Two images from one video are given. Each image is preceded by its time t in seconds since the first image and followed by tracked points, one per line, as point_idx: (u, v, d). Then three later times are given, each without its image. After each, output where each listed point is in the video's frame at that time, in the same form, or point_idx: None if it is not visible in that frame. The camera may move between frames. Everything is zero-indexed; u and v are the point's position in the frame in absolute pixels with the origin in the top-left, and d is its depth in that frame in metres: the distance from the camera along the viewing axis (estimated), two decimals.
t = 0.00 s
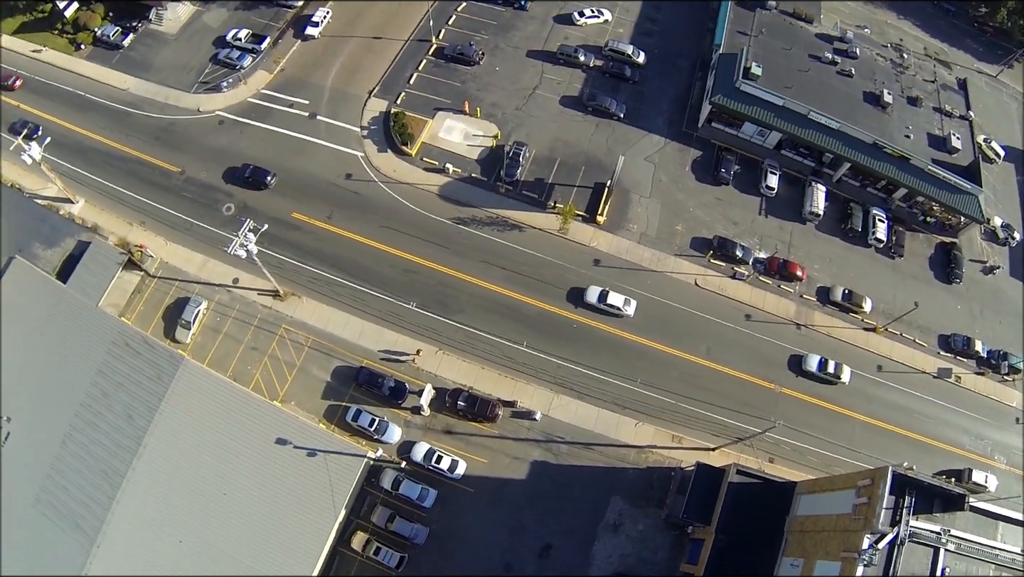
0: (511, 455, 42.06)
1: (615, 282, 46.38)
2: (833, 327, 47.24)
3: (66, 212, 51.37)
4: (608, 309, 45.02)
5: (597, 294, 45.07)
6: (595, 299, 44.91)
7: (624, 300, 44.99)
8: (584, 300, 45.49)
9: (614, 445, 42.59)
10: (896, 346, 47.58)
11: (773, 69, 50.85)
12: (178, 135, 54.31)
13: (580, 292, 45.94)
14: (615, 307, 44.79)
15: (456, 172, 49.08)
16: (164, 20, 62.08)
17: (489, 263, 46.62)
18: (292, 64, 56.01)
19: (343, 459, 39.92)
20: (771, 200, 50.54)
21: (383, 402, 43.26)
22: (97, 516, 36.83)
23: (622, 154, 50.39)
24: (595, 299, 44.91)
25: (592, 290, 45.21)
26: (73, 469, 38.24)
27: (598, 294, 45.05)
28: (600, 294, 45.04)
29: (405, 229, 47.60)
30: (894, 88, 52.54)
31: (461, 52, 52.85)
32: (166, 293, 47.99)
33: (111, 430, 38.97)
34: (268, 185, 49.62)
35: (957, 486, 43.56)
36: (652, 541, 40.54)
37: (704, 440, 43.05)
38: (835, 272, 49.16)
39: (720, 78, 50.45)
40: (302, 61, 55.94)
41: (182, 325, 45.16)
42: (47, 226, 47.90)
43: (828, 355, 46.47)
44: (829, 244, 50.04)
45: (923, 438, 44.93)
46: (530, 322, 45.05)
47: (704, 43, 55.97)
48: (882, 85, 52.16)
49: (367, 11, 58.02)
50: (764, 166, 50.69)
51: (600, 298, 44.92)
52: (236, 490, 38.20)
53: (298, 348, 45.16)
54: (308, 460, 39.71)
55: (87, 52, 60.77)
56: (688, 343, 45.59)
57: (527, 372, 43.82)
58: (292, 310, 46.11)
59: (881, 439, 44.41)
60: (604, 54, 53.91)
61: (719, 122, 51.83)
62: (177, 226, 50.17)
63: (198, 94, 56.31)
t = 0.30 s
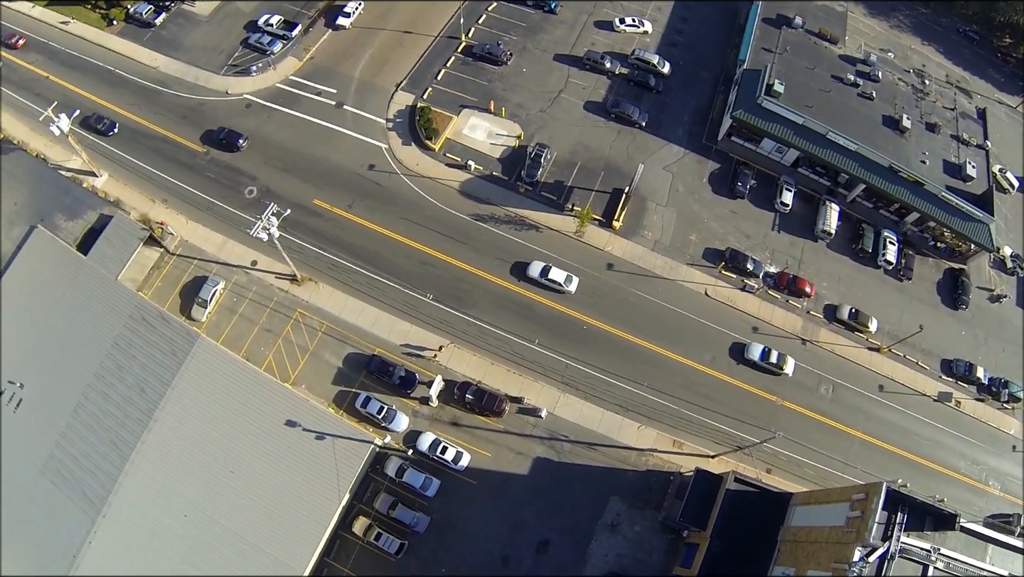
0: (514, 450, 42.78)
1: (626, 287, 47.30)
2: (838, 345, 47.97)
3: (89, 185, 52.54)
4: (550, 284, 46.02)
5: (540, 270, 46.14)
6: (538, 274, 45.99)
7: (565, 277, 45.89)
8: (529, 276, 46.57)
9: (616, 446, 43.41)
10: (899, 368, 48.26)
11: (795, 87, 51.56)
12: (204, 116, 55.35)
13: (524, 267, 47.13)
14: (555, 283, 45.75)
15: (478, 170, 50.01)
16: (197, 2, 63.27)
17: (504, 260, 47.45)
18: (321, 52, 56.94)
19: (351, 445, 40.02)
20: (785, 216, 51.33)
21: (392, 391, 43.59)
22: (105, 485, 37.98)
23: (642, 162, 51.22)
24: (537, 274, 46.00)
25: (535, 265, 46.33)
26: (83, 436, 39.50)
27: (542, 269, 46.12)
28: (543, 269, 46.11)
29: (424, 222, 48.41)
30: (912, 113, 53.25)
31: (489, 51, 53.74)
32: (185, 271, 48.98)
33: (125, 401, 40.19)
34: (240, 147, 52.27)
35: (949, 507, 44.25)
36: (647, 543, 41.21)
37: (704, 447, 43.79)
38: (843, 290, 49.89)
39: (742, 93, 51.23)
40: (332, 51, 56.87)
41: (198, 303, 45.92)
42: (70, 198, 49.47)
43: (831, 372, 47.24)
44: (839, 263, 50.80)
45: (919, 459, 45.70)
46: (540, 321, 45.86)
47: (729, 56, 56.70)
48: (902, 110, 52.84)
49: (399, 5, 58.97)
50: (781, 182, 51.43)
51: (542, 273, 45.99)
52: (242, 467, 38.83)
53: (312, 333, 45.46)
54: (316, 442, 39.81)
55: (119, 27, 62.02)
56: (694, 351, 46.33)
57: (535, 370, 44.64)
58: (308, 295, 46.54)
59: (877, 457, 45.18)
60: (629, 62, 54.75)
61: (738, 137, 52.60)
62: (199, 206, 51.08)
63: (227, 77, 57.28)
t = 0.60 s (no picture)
0: (517, 447, 43.88)
1: (623, 286, 48.38)
2: (831, 341, 49.17)
3: (93, 189, 53.33)
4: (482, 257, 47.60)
5: (472, 243, 47.70)
6: (469, 247, 47.57)
7: (497, 250, 47.44)
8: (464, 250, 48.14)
9: (616, 442, 44.56)
10: (891, 363, 49.46)
11: (788, 89, 52.64)
12: (206, 120, 56.08)
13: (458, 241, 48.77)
14: (487, 255, 47.32)
15: (478, 173, 50.96)
16: (197, 6, 63.92)
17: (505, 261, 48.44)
18: (322, 57, 57.74)
19: (358, 443, 41.00)
20: (778, 216, 52.47)
21: (397, 390, 44.57)
22: (115, 485, 39.00)
23: (639, 164, 52.28)
24: (469, 247, 47.59)
25: (468, 238, 47.93)
26: (93, 438, 40.48)
27: (474, 242, 47.68)
28: (475, 242, 47.68)
29: (425, 224, 49.33)
30: (903, 113, 54.40)
31: (488, 55, 54.63)
32: (190, 274, 49.82)
33: (133, 403, 41.12)
34: (195, 132, 54.84)
35: (939, 498, 45.49)
36: (647, 536, 42.39)
37: (700, 441, 45.03)
38: (836, 288, 51.06)
39: (737, 95, 52.30)
40: (332, 55, 57.67)
41: (204, 306, 46.74)
42: (74, 203, 50.36)
43: (824, 368, 48.41)
44: (831, 261, 51.97)
45: (910, 452, 46.91)
46: (540, 320, 46.90)
47: (723, 59, 57.72)
48: (893, 110, 53.99)
49: (398, 9, 59.77)
50: (774, 182, 52.55)
51: (474, 246, 47.57)
52: (250, 466, 39.79)
53: (317, 334, 46.34)
54: (324, 441, 40.77)
55: (119, 32, 62.74)
56: (690, 348, 47.44)
57: (536, 368, 45.73)
58: (312, 297, 47.39)
59: (869, 450, 46.41)
60: (625, 65, 55.72)
61: (733, 138, 53.65)
62: (203, 209, 51.90)
63: (228, 81, 58.04)
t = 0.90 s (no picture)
0: (523, 447, 45.01)
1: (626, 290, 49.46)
2: (829, 341, 50.34)
3: (101, 197, 54.14)
4: (423, 237, 49.26)
5: (414, 224, 49.52)
6: (412, 228, 49.40)
7: (438, 231, 49.13)
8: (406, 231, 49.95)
9: (620, 441, 45.72)
10: (887, 363, 50.65)
11: (785, 94, 53.67)
12: (213, 127, 56.87)
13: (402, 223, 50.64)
14: (428, 235, 48.98)
15: (482, 179, 51.93)
16: (201, 13, 64.58)
17: (509, 265, 49.47)
18: (326, 64, 58.54)
19: (369, 445, 42.05)
20: (777, 218, 53.56)
21: (406, 393, 45.62)
22: (130, 489, 40.01)
23: (640, 169, 53.31)
24: (411, 228, 49.41)
25: (410, 219, 49.79)
26: (108, 442, 41.50)
27: (416, 223, 49.49)
28: (418, 223, 49.50)
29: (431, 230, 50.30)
30: (898, 117, 55.48)
31: (490, 62, 55.51)
32: (199, 281, 50.73)
33: (147, 408, 42.09)
34: (162, 121, 57.33)
35: (934, 493, 46.73)
36: (650, 532, 43.58)
37: (702, 440, 46.19)
38: (833, 289, 52.19)
39: (735, 100, 53.29)
40: (336, 63, 58.49)
41: (215, 312, 47.68)
42: (84, 211, 51.26)
43: (822, 367, 49.59)
44: (829, 263, 53.10)
45: (907, 449, 48.13)
46: (545, 323, 47.98)
47: (722, 63, 58.68)
48: (888, 114, 55.05)
49: (401, 16, 60.54)
50: (772, 186, 53.61)
51: (416, 226, 49.38)
52: (264, 470, 40.82)
53: (327, 339, 47.34)
54: (336, 444, 41.86)
55: (125, 40, 63.44)
56: (691, 349, 48.58)
57: (541, 370, 46.82)
58: (322, 302, 48.36)
59: (866, 447, 47.62)
60: (625, 71, 56.66)
61: (732, 143, 54.67)
62: (211, 216, 52.77)
63: (234, 89, 58.82)
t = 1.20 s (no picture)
0: (527, 447, 46.23)
1: (626, 293, 50.63)
2: (825, 342, 51.56)
3: (109, 204, 55.07)
4: (370, 219, 51.13)
5: (362, 208, 51.46)
6: (360, 211, 51.34)
7: (385, 214, 51.05)
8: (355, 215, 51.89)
9: (622, 441, 46.96)
10: (882, 362, 51.89)
11: (782, 99, 54.69)
12: (219, 135, 57.81)
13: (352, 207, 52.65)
14: (374, 218, 50.86)
15: (485, 185, 53.00)
16: (206, 21, 65.35)
17: (513, 270, 50.60)
18: (330, 71, 59.44)
19: (378, 447, 43.25)
20: (774, 222, 54.74)
21: (413, 396, 46.81)
22: (143, 492, 41.18)
23: (640, 174, 54.41)
24: (359, 211, 51.36)
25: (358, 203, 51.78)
26: (122, 445, 42.65)
27: (364, 207, 51.45)
28: (365, 206, 51.45)
29: (435, 235, 51.40)
30: (893, 120, 56.52)
31: (493, 69, 56.49)
32: (208, 286, 51.74)
33: (160, 413, 43.20)
34: (131, 111, 59.55)
35: (927, 490, 48.05)
36: (652, 529, 44.87)
37: (701, 439, 47.43)
38: (829, 291, 53.38)
39: (733, 106, 54.35)
40: (341, 70, 59.41)
41: (224, 317, 48.73)
42: (93, 218, 52.22)
43: (819, 367, 50.83)
44: (825, 265, 54.27)
45: (901, 446, 49.41)
46: (548, 326, 49.15)
47: (720, 69, 59.70)
48: (883, 118, 56.11)
49: (404, 23, 61.41)
50: (769, 190, 54.74)
51: (364, 210, 51.34)
52: (276, 472, 41.99)
53: (335, 343, 48.46)
54: (346, 446, 43.06)
55: (130, 47, 64.21)
56: (690, 350, 49.78)
57: (544, 372, 48.01)
58: (329, 307, 49.47)
59: (862, 445, 48.90)
60: (625, 77, 57.69)
61: (729, 147, 55.76)
62: (218, 223, 53.77)
63: (240, 97, 59.74)
